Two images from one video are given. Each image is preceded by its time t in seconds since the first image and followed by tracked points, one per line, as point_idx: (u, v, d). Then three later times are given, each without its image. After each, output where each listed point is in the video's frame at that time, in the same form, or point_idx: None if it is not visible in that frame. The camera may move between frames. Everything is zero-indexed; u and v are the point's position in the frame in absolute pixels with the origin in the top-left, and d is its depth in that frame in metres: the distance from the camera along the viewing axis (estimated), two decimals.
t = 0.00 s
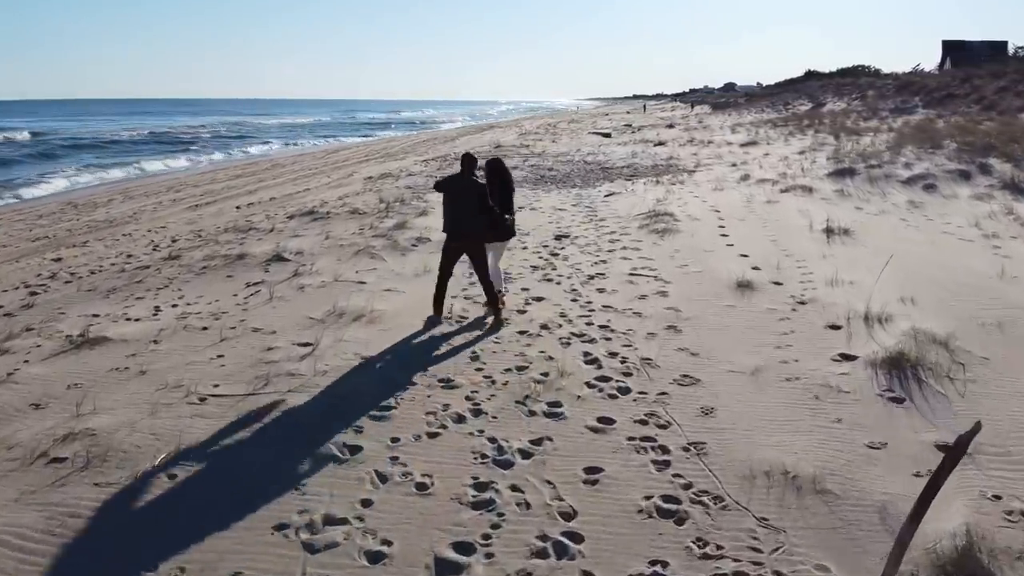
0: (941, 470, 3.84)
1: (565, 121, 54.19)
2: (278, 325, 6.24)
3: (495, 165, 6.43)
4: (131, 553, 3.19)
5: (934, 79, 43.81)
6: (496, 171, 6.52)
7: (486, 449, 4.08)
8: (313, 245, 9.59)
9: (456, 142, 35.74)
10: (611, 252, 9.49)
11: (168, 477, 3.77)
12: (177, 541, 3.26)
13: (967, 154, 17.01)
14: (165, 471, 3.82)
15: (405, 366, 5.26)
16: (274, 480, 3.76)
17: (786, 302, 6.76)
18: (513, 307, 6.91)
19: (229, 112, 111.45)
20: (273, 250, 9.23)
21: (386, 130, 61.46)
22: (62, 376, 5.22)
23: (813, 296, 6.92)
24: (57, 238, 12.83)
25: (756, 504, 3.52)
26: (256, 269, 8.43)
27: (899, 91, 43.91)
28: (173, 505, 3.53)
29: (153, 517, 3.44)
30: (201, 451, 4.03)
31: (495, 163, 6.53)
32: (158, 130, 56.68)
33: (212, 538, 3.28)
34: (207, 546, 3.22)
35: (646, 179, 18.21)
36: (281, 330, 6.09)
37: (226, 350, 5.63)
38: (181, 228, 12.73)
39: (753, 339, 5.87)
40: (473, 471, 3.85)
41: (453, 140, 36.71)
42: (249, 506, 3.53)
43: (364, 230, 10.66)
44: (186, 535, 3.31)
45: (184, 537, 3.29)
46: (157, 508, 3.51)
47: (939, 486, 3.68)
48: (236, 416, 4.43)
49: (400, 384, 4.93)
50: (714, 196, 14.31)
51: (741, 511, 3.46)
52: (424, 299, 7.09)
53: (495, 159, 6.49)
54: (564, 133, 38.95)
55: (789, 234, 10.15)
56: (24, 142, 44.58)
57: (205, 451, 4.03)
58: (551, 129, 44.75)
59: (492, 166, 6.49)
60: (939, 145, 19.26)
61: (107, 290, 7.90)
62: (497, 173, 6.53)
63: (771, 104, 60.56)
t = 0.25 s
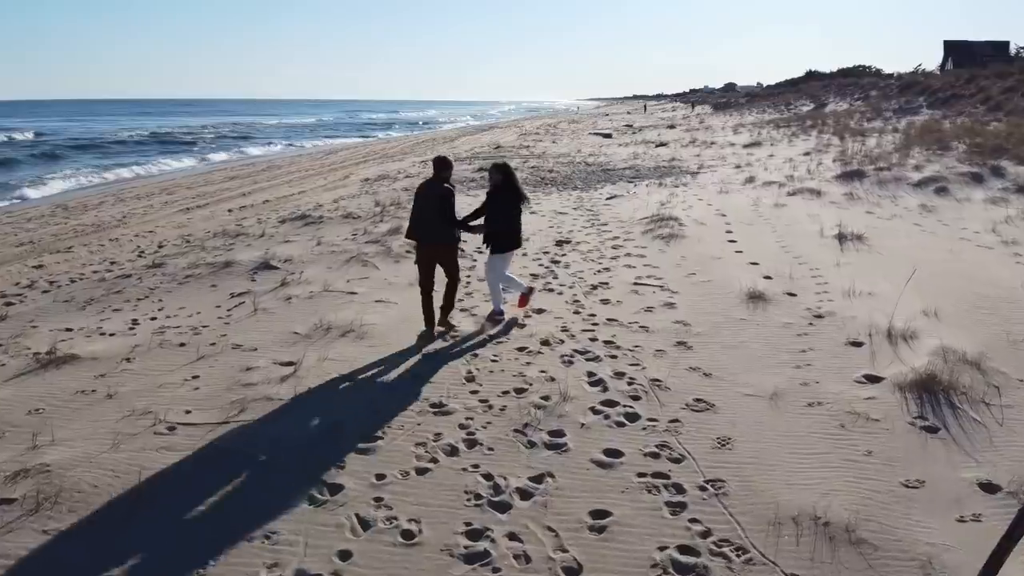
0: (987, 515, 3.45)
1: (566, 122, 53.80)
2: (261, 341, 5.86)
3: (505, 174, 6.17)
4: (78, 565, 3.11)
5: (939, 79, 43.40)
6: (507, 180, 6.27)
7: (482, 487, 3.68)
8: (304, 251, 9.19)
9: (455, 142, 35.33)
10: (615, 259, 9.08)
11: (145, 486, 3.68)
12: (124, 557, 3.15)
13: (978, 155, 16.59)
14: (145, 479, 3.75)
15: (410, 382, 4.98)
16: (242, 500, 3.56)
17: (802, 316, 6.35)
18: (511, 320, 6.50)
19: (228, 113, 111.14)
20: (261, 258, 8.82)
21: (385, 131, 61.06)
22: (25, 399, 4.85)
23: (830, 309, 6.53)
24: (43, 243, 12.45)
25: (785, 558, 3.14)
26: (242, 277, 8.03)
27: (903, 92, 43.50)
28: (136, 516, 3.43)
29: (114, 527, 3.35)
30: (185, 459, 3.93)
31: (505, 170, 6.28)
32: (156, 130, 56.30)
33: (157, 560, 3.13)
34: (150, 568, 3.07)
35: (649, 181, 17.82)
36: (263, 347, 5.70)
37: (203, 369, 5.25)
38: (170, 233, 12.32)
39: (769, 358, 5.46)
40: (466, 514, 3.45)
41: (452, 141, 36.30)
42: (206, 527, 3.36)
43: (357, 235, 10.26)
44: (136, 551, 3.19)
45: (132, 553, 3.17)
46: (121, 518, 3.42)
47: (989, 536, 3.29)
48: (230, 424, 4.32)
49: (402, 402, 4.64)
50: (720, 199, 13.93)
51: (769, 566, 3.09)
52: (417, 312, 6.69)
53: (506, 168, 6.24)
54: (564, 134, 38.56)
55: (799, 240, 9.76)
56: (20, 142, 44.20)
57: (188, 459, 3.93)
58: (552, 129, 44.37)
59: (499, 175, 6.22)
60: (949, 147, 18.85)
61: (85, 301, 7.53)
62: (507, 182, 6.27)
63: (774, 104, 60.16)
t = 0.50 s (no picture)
0: None
1: (566, 122, 53.35)
2: (240, 359, 5.47)
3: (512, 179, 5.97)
4: (39, 564, 3.09)
5: (943, 79, 42.94)
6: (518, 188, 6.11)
7: (475, 535, 3.28)
8: (292, 258, 8.78)
9: (454, 143, 34.96)
10: (618, 266, 8.66)
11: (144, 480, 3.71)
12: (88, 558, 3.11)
13: (990, 157, 16.18)
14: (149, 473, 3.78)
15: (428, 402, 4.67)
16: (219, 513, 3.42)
17: (820, 331, 5.95)
18: (509, 334, 6.09)
19: (227, 113, 110.69)
20: (247, 265, 8.41)
21: (384, 131, 60.65)
22: None
23: (848, 323, 6.14)
24: (26, 248, 12.06)
25: None
26: (225, 287, 7.62)
27: (907, 92, 43.09)
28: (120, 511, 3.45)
29: (92, 527, 3.34)
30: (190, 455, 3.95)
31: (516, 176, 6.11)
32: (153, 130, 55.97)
33: (104, 575, 3.02)
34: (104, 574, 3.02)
35: (651, 183, 17.43)
36: (241, 365, 5.31)
37: (174, 392, 4.86)
38: (157, 238, 11.90)
39: (786, 379, 5.05)
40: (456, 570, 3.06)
41: (451, 141, 35.91)
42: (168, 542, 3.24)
43: (350, 240, 9.85)
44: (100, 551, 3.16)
45: (97, 555, 3.14)
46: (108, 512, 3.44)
47: None
48: (239, 427, 4.28)
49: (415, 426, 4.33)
50: (725, 202, 13.54)
51: None
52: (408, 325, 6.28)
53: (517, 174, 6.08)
54: (565, 134, 38.18)
55: (810, 246, 9.36)
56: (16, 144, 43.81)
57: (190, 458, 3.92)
58: (553, 130, 43.91)
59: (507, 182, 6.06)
60: (958, 148, 18.45)
61: (59, 312, 7.14)
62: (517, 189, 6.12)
63: (775, 104, 59.69)
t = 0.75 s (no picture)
0: None
1: (566, 122, 52.91)
2: (215, 380, 5.08)
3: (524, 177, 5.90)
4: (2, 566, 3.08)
5: (946, 79, 42.55)
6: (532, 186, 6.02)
7: None
8: (280, 266, 8.38)
9: (453, 143, 34.57)
10: (622, 274, 8.27)
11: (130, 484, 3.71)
12: (55, 557, 3.12)
13: (1002, 158, 15.77)
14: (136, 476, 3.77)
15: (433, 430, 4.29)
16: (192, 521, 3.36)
17: (839, 349, 5.55)
18: (508, 351, 5.67)
19: (226, 113, 110.23)
20: (231, 274, 8.02)
21: (383, 131, 60.24)
22: None
23: (869, 340, 5.74)
24: (8, 253, 11.67)
25: None
26: (207, 299, 7.22)
27: (911, 91, 42.70)
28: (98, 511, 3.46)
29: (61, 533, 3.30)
30: (179, 460, 3.92)
31: (529, 175, 6.03)
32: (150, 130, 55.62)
33: None
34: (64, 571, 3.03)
35: (653, 185, 17.04)
36: (216, 389, 4.92)
37: (140, 420, 4.47)
38: (143, 244, 11.49)
39: (807, 405, 4.66)
40: None
41: (450, 142, 35.51)
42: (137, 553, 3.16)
43: (341, 246, 9.46)
44: (70, 546, 3.19)
45: (61, 555, 3.13)
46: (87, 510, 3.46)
47: None
48: (241, 432, 4.23)
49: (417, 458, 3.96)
50: (730, 205, 13.15)
51: None
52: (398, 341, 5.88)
53: (532, 173, 6.00)
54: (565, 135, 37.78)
55: (821, 253, 8.96)
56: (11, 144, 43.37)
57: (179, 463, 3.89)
58: (553, 130, 43.46)
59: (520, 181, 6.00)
60: (968, 149, 18.04)
61: (30, 325, 6.75)
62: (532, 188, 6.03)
63: (777, 104, 59.27)
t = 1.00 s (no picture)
0: None
1: (566, 122, 52.50)
2: (188, 404, 4.71)
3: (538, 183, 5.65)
4: None
5: (950, 79, 42.15)
6: (546, 192, 5.78)
7: None
8: (267, 274, 8.01)
9: (452, 144, 34.22)
10: (625, 282, 7.89)
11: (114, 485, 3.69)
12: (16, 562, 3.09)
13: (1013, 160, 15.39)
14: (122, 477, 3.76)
15: (430, 459, 3.93)
16: (152, 549, 3.16)
17: (860, 367, 5.19)
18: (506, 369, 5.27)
19: (224, 113, 109.77)
20: (216, 283, 7.65)
21: (382, 131, 59.81)
22: None
23: (892, 357, 5.37)
24: None
25: None
26: (188, 310, 6.85)
27: (914, 91, 42.30)
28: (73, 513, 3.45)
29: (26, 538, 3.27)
30: (166, 465, 3.87)
31: (542, 180, 5.78)
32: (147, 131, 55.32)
33: None
34: (15, 574, 3.01)
35: (656, 187, 16.66)
36: (188, 413, 4.56)
37: (102, 450, 4.11)
38: (128, 249, 11.11)
39: (829, 433, 4.28)
40: None
41: (449, 143, 35.15)
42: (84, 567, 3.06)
43: (332, 252, 9.08)
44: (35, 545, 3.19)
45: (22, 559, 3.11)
46: (64, 511, 3.47)
47: None
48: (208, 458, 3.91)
49: (406, 493, 3.61)
50: (736, 208, 12.78)
51: None
52: (388, 358, 5.49)
53: (545, 178, 5.76)
54: (565, 135, 37.43)
55: (833, 260, 8.60)
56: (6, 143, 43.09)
57: (165, 468, 3.84)
58: (552, 129, 43.06)
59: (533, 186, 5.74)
60: (977, 151, 17.67)
61: None
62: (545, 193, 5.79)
63: (778, 104, 58.86)
